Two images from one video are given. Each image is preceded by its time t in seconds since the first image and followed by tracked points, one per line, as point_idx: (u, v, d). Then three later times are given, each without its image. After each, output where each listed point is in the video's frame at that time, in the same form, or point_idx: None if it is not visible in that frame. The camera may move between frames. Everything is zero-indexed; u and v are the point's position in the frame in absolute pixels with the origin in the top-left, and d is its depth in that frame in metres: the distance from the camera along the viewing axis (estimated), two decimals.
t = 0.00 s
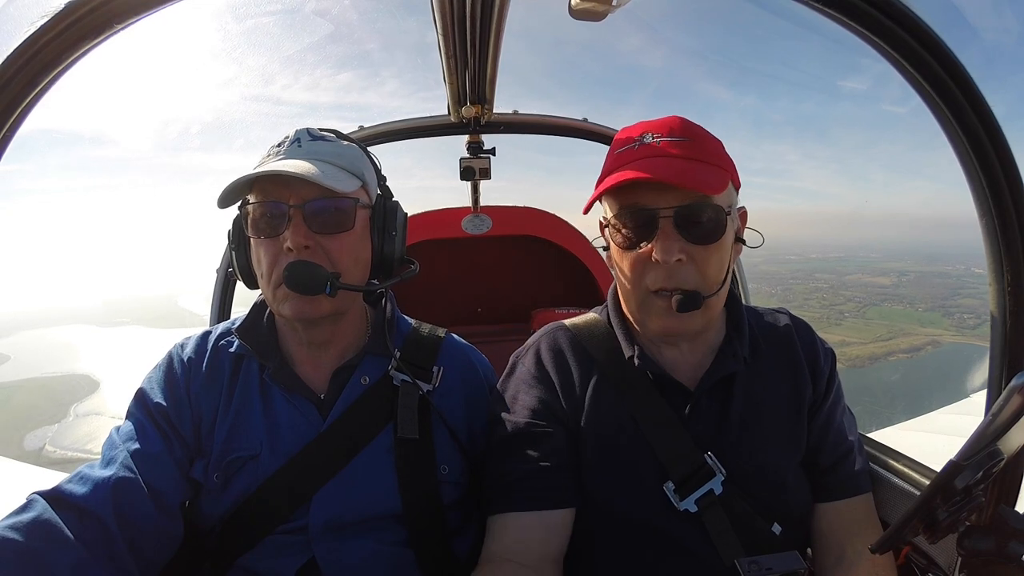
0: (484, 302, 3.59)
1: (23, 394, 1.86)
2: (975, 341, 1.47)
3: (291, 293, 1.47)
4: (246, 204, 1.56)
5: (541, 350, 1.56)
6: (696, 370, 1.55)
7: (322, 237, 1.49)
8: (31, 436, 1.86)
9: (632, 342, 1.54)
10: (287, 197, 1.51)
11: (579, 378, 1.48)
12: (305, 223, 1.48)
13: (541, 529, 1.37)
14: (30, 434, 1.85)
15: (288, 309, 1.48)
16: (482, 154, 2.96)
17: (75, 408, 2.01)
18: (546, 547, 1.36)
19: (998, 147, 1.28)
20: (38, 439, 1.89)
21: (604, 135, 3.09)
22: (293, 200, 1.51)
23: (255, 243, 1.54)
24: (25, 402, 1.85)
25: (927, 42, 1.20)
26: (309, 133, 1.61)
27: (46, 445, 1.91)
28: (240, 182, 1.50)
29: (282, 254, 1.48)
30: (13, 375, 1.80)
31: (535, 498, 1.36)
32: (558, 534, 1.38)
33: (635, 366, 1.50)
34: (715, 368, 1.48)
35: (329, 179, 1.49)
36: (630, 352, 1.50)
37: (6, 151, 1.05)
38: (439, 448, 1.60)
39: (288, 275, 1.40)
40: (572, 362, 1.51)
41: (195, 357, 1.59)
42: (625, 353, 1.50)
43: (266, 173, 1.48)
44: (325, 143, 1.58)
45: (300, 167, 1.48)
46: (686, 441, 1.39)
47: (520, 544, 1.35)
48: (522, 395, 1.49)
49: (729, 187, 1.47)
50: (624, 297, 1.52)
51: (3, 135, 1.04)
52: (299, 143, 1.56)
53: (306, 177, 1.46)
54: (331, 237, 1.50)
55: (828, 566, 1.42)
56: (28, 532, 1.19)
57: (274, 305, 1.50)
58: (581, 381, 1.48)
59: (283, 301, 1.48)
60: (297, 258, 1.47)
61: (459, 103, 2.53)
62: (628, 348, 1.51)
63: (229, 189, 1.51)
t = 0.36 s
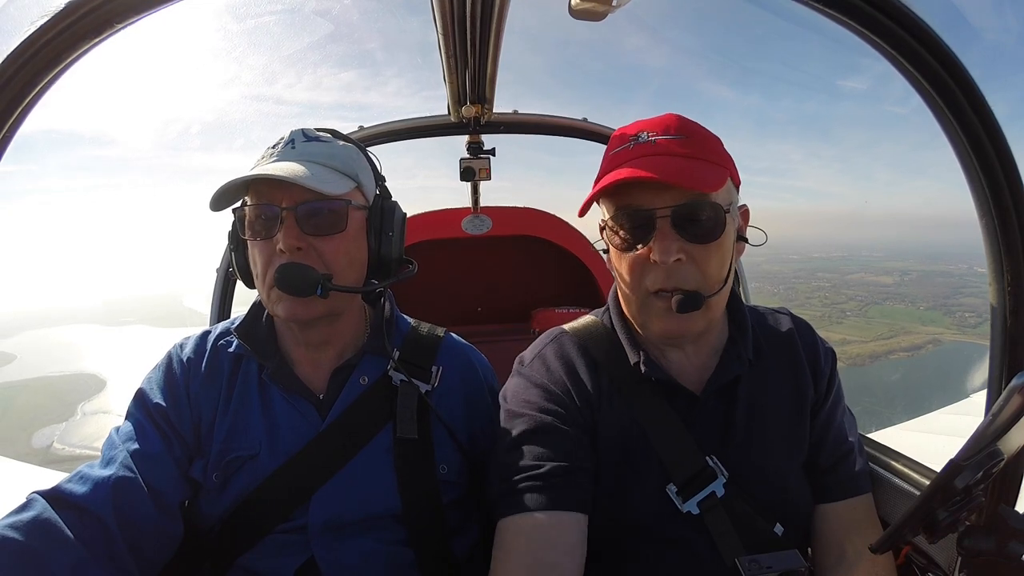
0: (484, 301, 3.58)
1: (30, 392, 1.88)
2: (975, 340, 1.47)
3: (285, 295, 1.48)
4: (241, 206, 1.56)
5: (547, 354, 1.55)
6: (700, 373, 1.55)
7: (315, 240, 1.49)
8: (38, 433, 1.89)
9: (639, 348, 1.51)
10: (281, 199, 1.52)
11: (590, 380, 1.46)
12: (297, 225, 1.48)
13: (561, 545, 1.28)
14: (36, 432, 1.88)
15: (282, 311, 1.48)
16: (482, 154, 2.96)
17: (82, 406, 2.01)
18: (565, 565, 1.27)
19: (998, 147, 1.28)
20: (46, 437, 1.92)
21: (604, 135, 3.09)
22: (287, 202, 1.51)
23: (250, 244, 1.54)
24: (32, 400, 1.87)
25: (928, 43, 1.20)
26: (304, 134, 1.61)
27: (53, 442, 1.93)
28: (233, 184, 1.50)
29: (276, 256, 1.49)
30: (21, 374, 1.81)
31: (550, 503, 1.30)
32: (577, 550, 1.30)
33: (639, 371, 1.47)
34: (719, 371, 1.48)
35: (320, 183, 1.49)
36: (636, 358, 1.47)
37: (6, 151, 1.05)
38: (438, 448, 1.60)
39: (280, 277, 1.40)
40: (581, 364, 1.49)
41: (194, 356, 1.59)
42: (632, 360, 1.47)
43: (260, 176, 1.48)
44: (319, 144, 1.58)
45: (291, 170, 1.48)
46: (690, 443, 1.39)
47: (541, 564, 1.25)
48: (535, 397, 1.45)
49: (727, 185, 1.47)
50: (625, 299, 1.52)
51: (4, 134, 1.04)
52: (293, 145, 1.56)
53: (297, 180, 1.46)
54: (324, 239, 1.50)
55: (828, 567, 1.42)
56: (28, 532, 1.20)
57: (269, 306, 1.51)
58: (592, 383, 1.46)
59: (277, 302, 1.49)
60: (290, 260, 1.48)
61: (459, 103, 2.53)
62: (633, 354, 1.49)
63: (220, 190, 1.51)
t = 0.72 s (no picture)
0: (484, 301, 3.58)
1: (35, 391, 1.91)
2: (975, 340, 1.47)
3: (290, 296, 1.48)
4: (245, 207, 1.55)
5: (549, 353, 1.55)
6: (700, 371, 1.53)
7: (321, 241, 1.50)
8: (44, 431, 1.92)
9: (638, 347, 1.50)
10: (286, 200, 1.51)
11: (595, 378, 1.46)
12: (303, 227, 1.48)
13: (582, 540, 1.25)
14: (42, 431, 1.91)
15: (287, 313, 1.48)
16: (482, 154, 2.96)
17: (87, 406, 2.00)
18: (585, 564, 1.24)
19: (998, 146, 1.28)
20: (53, 435, 1.95)
21: (604, 135, 3.09)
22: (292, 203, 1.51)
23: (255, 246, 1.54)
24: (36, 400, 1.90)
25: (928, 43, 1.20)
26: (307, 134, 1.61)
27: (61, 440, 1.95)
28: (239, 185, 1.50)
29: (281, 257, 1.49)
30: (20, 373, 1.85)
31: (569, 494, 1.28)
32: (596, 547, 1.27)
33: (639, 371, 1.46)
34: (719, 370, 1.47)
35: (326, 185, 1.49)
36: (636, 359, 1.46)
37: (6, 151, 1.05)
38: (438, 446, 1.60)
39: (288, 279, 1.40)
40: (584, 362, 1.48)
41: (194, 356, 1.59)
42: (632, 361, 1.47)
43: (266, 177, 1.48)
44: (322, 144, 1.58)
45: (298, 172, 1.48)
46: (689, 442, 1.39)
47: (560, 559, 1.22)
48: (541, 393, 1.44)
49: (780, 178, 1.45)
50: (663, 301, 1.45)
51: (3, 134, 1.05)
52: (297, 145, 1.56)
53: (306, 182, 1.46)
54: (329, 240, 1.50)
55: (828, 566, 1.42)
56: (28, 532, 1.20)
57: (273, 308, 1.51)
58: (596, 380, 1.46)
59: (282, 304, 1.49)
60: (297, 261, 1.48)
61: (459, 103, 2.53)
62: (634, 355, 1.48)
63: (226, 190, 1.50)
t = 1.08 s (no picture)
0: (484, 301, 3.58)
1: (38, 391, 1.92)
2: (975, 340, 1.47)
3: (331, 299, 1.48)
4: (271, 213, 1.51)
5: (550, 353, 1.55)
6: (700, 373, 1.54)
7: (361, 243, 1.52)
8: (49, 431, 1.92)
9: (640, 349, 1.49)
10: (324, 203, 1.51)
11: (596, 378, 1.46)
12: (345, 229, 1.49)
13: (581, 543, 1.26)
14: (48, 429, 1.91)
15: (329, 313, 1.49)
16: (482, 154, 2.96)
17: (92, 404, 1.99)
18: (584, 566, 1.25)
19: (998, 146, 1.28)
20: (60, 433, 1.93)
21: (604, 135, 3.09)
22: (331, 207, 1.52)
23: (281, 247, 1.50)
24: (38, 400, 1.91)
25: (927, 43, 1.20)
26: (330, 137, 1.61)
27: (66, 438, 1.93)
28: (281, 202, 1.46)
29: (322, 259, 1.47)
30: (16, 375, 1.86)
31: (566, 499, 1.28)
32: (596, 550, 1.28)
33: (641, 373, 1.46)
34: (720, 370, 1.47)
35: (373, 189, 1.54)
36: (639, 360, 1.46)
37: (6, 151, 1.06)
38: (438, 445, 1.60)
39: (341, 282, 1.43)
40: (585, 361, 1.48)
41: (194, 356, 1.59)
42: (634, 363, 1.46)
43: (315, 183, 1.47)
44: (350, 147, 1.60)
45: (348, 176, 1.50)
46: (690, 440, 1.39)
47: (561, 563, 1.22)
48: (543, 394, 1.43)
49: (841, 187, 1.44)
50: (718, 302, 1.42)
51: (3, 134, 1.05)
52: (326, 148, 1.57)
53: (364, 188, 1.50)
54: (368, 242, 1.53)
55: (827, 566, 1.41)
56: (28, 532, 1.20)
57: (309, 310, 1.49)
58: (597, 380, 1.45)
59: (322, 305, 1.48)
60: (336, 266, 1.48)
61: (459, 103, 2.53)
62: (635, 356, 1.47)
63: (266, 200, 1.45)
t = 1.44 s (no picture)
0: (484, 301, 3.58)
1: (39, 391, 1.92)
2: (974, 341, 1.47)
3: (385, 293, 1.54)
4: (331, 210, 1.52)
5: (550, 352, 1.55)
6: (697, 373, 1.55)
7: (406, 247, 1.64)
8: (53, 428, 1.92)
9: (641, 348, 1.49)
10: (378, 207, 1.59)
11: (598, 377, 1.46)
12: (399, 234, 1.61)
13: (582, 544, 1.25)
14: (55, 426, 1.92)
15: (382, 308, 1.54)
16: (482, 154, 2.96)
17: (96, 401, 1.98)
18: (585, 568, 1.24)
19: (998, 146, 1.28)
20: (66, 430, 1.93)
21: (604, 136, 3.09)
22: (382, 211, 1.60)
23: (336, 242, 1.52)
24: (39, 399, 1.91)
25: (927, 43, 1.20)
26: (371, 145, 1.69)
27: (71, 435, 1.91)
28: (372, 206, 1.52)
29: (380, 257, 1.54)
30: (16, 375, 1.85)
31: (566, 498, 1.28)
32: (596, 550, 1.28)
33: (642, 372, 1.46)
34: (719, 369, 1.47)
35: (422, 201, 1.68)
36: (640, 359, 1.46)
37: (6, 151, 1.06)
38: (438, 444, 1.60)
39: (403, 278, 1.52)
40: (585, 360, 1.49)
41: (196, 351, 1.59)
42: (635, 362, 1.46)
43: (384, 185, 1.55)
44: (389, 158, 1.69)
45: (410, 183, 1.61)
46: (690, 440, 1.39)
47: (562, 564, 1.22)
48: (541, 393, 1.43)
49: (837, 183, 1.43)
50: (717, 299, 1.42)
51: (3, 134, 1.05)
52: (375, 155, 1.64)
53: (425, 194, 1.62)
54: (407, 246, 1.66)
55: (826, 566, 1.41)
56: (27, 530, 1.20)
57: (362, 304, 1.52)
58: (598, 379, 1.45)
59: (377, 299, 1.54)
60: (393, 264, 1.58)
61: (459, 103, 2.53)
62: (636, 355, 1.47)
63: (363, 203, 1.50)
